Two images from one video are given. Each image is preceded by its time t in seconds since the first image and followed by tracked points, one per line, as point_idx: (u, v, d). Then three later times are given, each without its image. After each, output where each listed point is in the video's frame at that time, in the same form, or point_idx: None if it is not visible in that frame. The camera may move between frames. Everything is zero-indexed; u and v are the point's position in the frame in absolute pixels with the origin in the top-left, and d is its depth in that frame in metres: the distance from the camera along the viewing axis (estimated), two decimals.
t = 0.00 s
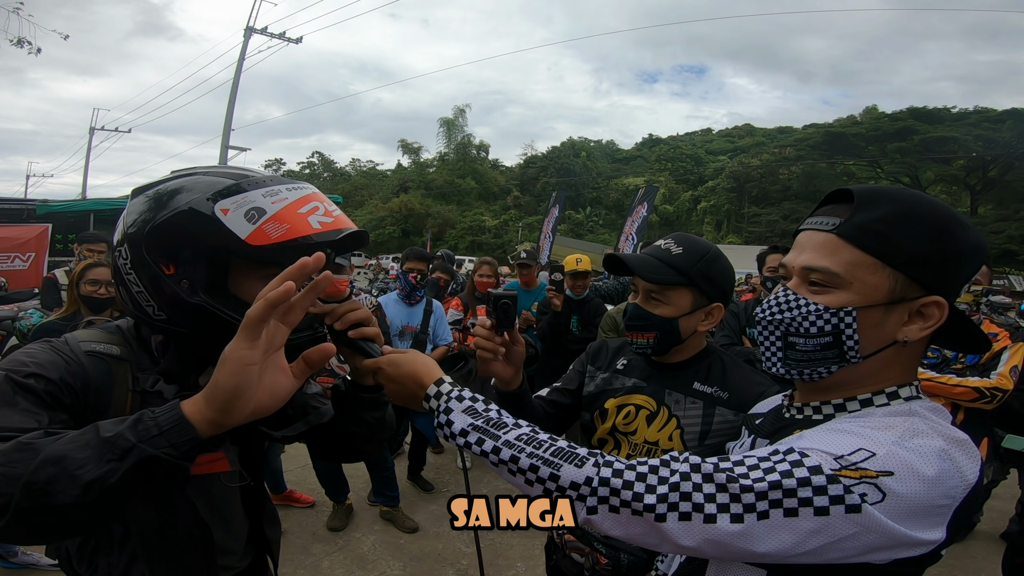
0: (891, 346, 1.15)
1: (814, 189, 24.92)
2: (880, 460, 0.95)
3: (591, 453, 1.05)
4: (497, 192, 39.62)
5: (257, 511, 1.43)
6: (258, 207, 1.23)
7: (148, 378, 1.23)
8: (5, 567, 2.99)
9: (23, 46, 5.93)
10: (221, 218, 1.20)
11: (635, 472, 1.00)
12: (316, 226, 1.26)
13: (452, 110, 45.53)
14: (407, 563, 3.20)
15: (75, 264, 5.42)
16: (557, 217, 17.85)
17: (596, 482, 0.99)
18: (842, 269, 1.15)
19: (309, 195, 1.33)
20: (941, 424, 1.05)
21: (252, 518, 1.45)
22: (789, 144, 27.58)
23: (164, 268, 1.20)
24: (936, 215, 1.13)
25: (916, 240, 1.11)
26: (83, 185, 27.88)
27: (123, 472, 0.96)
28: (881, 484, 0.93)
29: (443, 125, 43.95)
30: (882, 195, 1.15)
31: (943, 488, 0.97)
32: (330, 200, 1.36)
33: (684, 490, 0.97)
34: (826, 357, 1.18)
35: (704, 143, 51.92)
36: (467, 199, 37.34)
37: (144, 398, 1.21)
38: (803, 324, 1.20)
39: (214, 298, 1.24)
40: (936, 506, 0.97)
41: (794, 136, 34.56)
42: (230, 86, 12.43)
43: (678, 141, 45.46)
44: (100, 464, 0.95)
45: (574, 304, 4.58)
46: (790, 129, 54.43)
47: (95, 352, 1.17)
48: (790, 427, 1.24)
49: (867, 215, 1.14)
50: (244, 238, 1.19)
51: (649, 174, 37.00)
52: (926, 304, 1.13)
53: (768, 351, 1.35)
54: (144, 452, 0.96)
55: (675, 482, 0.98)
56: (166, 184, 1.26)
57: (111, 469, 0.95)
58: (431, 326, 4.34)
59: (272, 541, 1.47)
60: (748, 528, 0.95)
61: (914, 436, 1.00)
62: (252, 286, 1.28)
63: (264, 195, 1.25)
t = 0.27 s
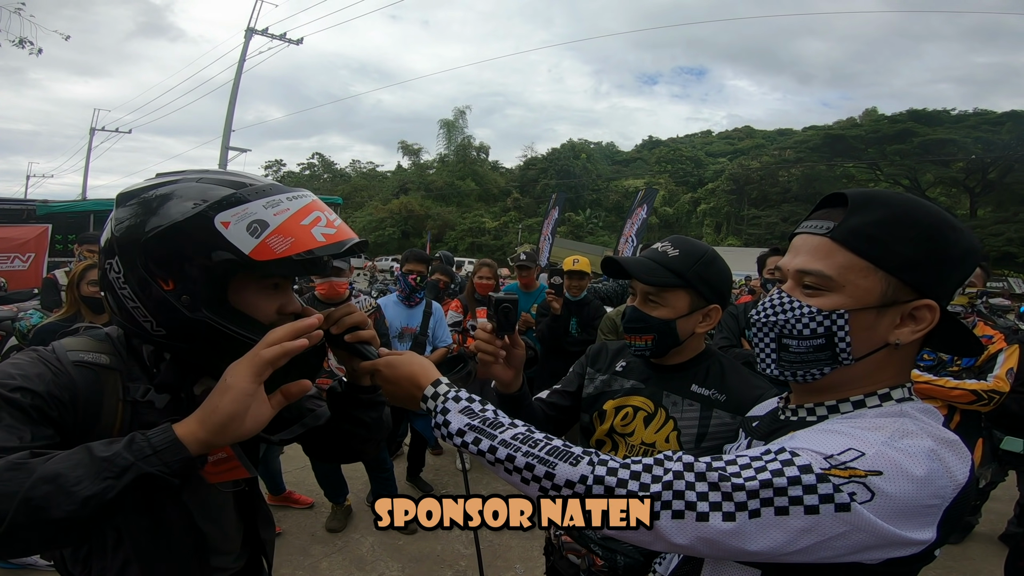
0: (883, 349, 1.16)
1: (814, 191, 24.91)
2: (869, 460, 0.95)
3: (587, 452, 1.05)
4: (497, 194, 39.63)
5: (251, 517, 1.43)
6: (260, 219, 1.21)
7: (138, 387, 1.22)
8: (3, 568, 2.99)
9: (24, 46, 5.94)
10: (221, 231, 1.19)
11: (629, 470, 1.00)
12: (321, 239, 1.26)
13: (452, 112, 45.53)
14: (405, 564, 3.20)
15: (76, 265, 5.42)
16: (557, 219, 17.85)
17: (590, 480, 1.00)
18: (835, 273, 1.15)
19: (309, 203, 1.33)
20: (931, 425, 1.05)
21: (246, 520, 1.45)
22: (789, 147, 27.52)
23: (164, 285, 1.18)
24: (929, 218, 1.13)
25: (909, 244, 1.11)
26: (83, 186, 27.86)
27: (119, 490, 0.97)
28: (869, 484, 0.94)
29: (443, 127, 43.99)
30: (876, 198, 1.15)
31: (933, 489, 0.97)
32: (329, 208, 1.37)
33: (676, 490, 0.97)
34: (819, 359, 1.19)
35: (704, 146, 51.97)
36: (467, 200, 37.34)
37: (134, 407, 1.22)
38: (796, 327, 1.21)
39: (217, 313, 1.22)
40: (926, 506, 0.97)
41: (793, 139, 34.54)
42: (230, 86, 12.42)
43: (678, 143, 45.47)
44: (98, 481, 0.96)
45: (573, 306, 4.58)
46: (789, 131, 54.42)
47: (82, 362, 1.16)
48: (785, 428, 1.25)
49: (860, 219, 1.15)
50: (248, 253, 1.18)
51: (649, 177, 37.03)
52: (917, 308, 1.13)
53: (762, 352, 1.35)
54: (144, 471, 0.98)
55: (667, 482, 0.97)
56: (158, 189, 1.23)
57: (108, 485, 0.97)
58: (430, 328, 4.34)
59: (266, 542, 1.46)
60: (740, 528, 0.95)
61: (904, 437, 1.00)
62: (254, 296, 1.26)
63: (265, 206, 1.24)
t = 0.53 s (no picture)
0: (881, 350, 1.16)
1: (814, 193, 24.89)
2: (868, 462, 0.95)
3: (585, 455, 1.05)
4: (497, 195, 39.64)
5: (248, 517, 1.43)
6: (259, 223, 1.22)
7: (129, 394, 1.20)
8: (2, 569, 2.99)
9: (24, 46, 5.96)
10: (221, 235, 1.19)
11: (627, 472, 1.00)
12: (321, 242, 1.27)
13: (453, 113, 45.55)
14: (405, 565, 3.20)
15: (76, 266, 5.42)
16: (558, 220, 17.84)
17: (588, 483, 1.00)
18: (833, 274, 1.15)
19: (309, 206, 1.33)
20: (930, 427, 1.05)
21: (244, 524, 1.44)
22: (789, 148, 27.49)
23: (162, 289, 1.18)
24: (928, 220, 1.13)
25: (907, 245, 1.11)
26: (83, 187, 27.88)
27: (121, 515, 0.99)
28: (868, 486, 0.94)
29: (443, 128, 44.01)
30: (874, 201, 1.15)
31: (931, 491, 0.97)
32: (329, 211, 1.37)
33: (675, 492, 0.96)
34: (817, 360, 1.19)
35: (704, 147, 52.00)
36: (468, 202, 37.36)
37: (126, 413, 1.20)
38: (795, 328, 1.21)
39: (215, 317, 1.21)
40: (924, 508, 0.97)
41: (793, 140, 34.52)
42: (230, 87, 12.43)
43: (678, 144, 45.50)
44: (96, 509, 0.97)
45: (573, 307, 4.57)
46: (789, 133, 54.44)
47: (69, 369, 1.13)
48: (784, 429, 1.24)
49: (858, 220, 1.14)
50: (248, 258, 1.19)
51: (649, 178, 37.04)
52: (916, 310, 1.13)
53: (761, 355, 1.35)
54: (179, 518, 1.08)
55: (666, 484, 0.97)
56: (152, 189, 1.23)
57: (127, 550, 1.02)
58: (430, 329, 4.34)
59: (263, 543, 1.46)
60: (739, 530, 0.94)
61: (903, 439, 1.00)
62: (253, 300, 1.27)
63: (265, 210, 1.24)
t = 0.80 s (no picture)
0: (884, 351, 1.16)
1: (814, 194, 24.87)
2: (868, 464, 0.95)
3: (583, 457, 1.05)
4: (497, 196, 39.64)
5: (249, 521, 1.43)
6: (264, 225, 1.22)
7: (121, 399, 1.20)
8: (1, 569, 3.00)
9: (24, 45, 5.96)
10: (225, 237, 1.19)
11: (626, 475, 1.00)
12: (326, 244, 1.27)
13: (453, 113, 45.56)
14: (404, 565, 3.20)
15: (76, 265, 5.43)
16: (558, 221, 17.84)
17: (587, 485, 1.00)
18: (836, 274, 1.15)
19: (312, 207, 1.33)
20: (931, 427, 1.05)
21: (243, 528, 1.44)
22: (789, 149, 27.47)
23: (163, 292, 1.17)
24: (932, 220, 1.13)
25: (911, 245, 1.11)
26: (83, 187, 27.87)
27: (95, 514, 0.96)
28: (868, 488, 0.94)
29: (444, 129, 44.03)
30: (878, 200, 1.15)
31: (933, 492, 0.97)
32: (332, 212, 1.37)
33: (675, 495, 0.96)
34: (819, 360, 1.19)
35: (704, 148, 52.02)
36: (468, 202, 37.37)
37: (120, 419, 1.20)
38: (797, 328, 1.21)
39: (216, 320, 1.21)
40: (926, 510, 0.97)
41: (794, 141, 34.49)
42: (231, 86, 12.44)
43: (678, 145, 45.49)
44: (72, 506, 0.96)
45: (573, 308, 4.57)
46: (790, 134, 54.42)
47: (59, 375, 1.14)
48: (784, 430, 1.24)
49: (862, 220, 1.14)
50: (253, 260, 1.19)
51: (649, 179, 37.05)
52: (919, 311, 1.13)
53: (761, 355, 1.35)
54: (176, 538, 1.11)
55: (665, 487, 0.97)
56: (150, 189, 1.24)
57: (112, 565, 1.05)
58: (430, 330, 4.34)
59: (264, 544, 1.46)
60: (738, 533, 0.94)
61: (904, 440, 1.00)
62: (255, 302, 1.26)
63: (269, 212, 1.24)
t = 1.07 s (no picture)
0: (879, 350, 1.16)
1: (814, 194, 24.87)
2: (866, 465, 0.95)
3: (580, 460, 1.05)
4: (497, 196, 39.65)
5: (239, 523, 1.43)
6: (266, 229, 1.22)
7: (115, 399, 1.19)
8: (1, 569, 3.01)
9: (24, 46, 5.96)
10: (227, 240, 1.19)
11: (623, 477, 1.00)
12: (327, 248, 1.28)
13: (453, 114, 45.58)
14: (404, 565, 3.20)
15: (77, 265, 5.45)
16: (558, 221, 17.83)
17: (584, 487, 1.00)
18: (832, 273, 1.15)
19: (313, 211, 1.33)
20: (929, 428, 1.05)
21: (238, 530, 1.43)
22: (789, 150, 27.48)
23: (165, 294, 1.17)
24: (929, 219, 1.14)
25: (907, 244, 1.12)
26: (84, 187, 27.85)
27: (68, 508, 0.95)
28: (865, 489, 0.94)
29: (444, 129, 44.05)
30: (875, 200, 1.15)
31: (930, 493, 0.97)
32: (333, 215, 1.37)
33: (672, 496, 0.96)
34: (814, 360, 1.19)
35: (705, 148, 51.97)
36: (468, 203, 37.38)
37: (113, 418, 1.19)
38: (792, 327, 1.21)
39: (218, 322, 1.21)
40: (923, 511, 0.97)
41: (794, 141, 34.49)
42: (231, 86, 12.48)
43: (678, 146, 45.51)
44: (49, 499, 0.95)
45: (573, 308, 4.57)
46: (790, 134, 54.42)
47: (54, 373, 1.15)
48: (780, 430, 1.25)
49: (859, 220, 1.15)
50: (254, 263, 1.19)
51: (650, 179, 37.06)
52: (914, 310, 1.13)
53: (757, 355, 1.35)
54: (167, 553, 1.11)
55: (662, 488, 0.97)
56: (151, 190, 1.24)
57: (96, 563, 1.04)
58: (430, 330, 4.34)
59: (261, 546, 1.47)
60: (735, 534, 0.95)
61: (901, 441, 1.00)
62: (255, 304, 1.26)
63: (272, 215, 1.24)
